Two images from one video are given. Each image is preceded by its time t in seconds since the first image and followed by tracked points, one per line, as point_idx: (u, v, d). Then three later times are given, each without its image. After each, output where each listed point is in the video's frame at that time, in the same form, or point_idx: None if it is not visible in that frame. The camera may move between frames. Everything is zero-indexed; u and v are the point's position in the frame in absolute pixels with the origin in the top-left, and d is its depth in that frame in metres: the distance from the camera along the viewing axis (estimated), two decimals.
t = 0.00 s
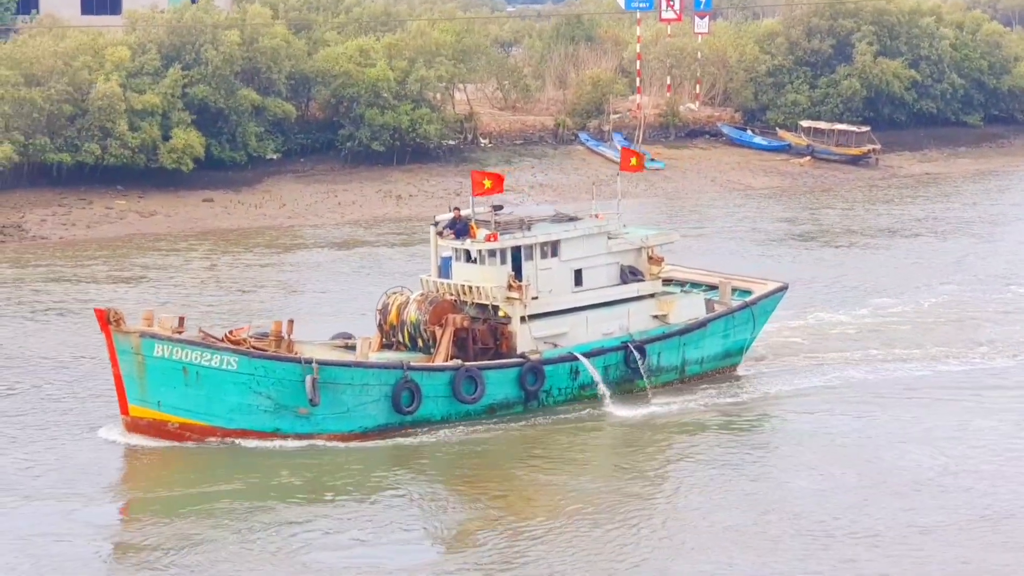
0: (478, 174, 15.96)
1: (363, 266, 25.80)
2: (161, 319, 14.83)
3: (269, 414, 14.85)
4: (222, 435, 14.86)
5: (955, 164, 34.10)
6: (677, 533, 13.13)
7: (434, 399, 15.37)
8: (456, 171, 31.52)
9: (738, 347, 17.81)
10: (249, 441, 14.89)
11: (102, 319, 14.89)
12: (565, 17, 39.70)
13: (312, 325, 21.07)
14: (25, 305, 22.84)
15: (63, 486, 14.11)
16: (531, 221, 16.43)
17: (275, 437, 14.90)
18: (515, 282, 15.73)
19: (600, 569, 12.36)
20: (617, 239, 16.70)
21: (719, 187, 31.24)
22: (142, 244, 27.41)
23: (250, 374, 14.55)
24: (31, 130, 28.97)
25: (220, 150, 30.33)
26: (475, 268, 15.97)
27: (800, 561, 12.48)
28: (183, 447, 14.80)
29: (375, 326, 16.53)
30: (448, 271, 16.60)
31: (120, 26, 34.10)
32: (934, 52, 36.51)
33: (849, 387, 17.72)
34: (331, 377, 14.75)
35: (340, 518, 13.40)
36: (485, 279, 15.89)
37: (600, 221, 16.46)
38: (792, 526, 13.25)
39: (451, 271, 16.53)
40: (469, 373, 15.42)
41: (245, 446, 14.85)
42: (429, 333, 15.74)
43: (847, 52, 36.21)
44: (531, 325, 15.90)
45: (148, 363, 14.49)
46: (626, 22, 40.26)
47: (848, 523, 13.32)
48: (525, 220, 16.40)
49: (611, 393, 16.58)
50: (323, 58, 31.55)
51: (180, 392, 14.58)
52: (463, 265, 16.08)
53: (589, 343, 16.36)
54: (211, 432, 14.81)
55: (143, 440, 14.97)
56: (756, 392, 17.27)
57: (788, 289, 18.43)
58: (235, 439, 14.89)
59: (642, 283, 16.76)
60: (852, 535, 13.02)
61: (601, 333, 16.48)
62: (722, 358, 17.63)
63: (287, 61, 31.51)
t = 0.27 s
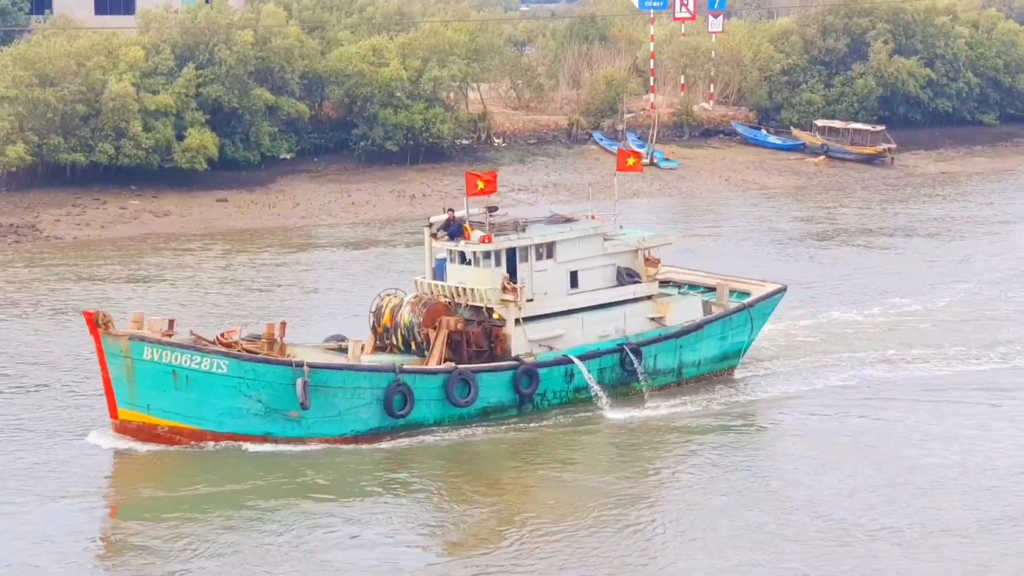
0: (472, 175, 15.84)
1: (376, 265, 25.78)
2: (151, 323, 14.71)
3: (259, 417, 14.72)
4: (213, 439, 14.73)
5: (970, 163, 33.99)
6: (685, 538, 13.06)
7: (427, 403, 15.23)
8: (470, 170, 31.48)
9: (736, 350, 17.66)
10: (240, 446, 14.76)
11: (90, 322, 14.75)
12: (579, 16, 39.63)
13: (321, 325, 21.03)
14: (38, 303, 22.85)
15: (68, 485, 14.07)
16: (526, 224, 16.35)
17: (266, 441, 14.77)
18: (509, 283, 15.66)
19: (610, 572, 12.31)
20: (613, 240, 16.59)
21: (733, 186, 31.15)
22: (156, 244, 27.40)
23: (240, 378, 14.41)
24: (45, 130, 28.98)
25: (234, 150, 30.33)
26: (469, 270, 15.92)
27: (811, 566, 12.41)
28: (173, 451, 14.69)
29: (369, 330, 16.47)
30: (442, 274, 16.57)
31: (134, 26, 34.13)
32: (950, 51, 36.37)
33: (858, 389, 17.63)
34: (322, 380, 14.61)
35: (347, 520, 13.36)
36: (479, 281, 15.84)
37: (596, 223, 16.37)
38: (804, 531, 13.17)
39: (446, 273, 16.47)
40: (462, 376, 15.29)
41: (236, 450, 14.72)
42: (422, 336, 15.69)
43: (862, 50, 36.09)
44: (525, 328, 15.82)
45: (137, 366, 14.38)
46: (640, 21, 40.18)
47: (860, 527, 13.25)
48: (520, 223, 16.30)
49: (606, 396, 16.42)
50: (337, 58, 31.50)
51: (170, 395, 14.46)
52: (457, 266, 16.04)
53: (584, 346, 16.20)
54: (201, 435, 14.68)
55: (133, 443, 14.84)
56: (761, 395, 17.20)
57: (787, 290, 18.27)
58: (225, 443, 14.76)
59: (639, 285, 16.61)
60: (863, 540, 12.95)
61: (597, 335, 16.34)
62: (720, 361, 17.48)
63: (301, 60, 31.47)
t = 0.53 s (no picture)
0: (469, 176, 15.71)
1: (390, 265, 25.73)
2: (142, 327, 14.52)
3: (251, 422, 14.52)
4: (204, 445, 14.52)
5: (986, 160, 33.86)
6: (698, 538, 12.96)
7: (422, 407, 15.06)
8: (483, 170, 31.39)
9: (736, 351, 17.53)
10: (231, 451, 14.55)
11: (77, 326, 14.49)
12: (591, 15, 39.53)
13: (330, 326, 20.96)
14: (50, 305, 22.81)
15: (74, 487, 14.01)
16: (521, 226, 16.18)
17: (258, 446, 14.57)
18: (506, 285, 15.46)
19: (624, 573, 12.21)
20: (611, 241, 16.41)
21: (747, 184, 31.03)
22: (169, 245, 27.36)
23: (232, 382, 14.20)
24: (57, 132, 28.93)
25: (246, 151, 30.28)
26: (465, 272, 15.71)
27: (826, 566, 12.30)
28: (165, 457, 14.47)
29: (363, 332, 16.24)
30: (437, 276, 16.33)
31: (145, 28, 34.13)
32: (964, 48, 36.30)
33: (868, 388, 17.52)
34: (315, 385, 14.42)
35: (356, 522, 13.28)
36: (476, 283, 15.62)
37: (594, 224, 16.19)
38: (818, 531, 13.06)
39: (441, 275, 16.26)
40: (458, 380, 15.12)
41: (227, 455, 14.52)
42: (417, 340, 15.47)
43: (876, 47, 35.93)
44: (521, 330, 15.66)
45: (127, 372, 14.13)
46: (653, 20, 40.08)
47: (875, 527, 13.14)
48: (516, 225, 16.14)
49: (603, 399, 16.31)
50: (349, 58, 31.44)
51: (161, 401, 14.23)
52: (453, 269, 15.81)
53: (581, 349, 16.10)
54: (192, 441, 14.47)
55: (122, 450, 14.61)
56: (770, 395, 17.12)
57: (787, 290, 18.15)
58: (216, 448, 14.55)
59: (637, 287, 16.47)
60: (879, 539, 12.85)
61: (594, 338, 16.22)
62: (720, 362, 17.36)
63: (312, 61, 31.44)
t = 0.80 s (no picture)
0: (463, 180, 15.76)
1: (404, 267, 25.78)
2: (133, 334, 14.48)
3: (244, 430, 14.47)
4: (197, 452, 14.47)
5: (999, 157, 33.82)
6: (709, 539, 12.96)
7: (416, 413, 15.01)
8: (496, 171, 31.43)
9: (736, 354, 17.44)
10: (224, 458, 14.50)
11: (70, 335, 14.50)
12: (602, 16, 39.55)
13: (341, 327, 21.00)
14: (63, 308, 22.88)
15: (83, 490, 14.04)
16: (517, 230, 16.22)
17: (251, 453, 14.52)
18: (500, 289, 15.48)
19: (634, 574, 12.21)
20: (608, 244, 16.38)
21: (760, 184, 31.02)
22: (182, 249, 27.43)
23: (224, 390, 14.17)
24: (71, 137, 29.02)
25: (259, 154, 30.37)
26: (460, 276, 15.76)
27: (835, 567, 12.29)
28: (157, 465, 14.42)
29: (360, 337, 16.31)
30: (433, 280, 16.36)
31: (158, 32, 34.24)
32: (976, 46, 36.28)
33: (876, 387, 17.51)
34: (308, 391, 14.37)
35: (367, 522, 13.32)
36: (470, 287, 15.66)
37: (590, 227, 16.19)
38: (826, 531, 13.05)
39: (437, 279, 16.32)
40: (452, 385, 15.07)
41: (221, 463, 14.46)
42: (412, 344, 15.47)
43: (889, 46, 35.89)
44: (516, 334, 15.62)
45: (119, 379, 14.12)
46: (664, 20, 40.10)
47: (887, 527, 13.13)
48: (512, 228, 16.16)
49: (599, 403, 16.23)
50: (360, 61, 31.46)
51: (153, 408, 14.21)
52: (448, 272, 15.88)
53: (578, 352, 16.02)
54: (184, 448, 14.42)
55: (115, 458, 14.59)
56: (776, 396, 17.10)
57: (785, 291, 18.09)
58: (210, 456, 14.49)
59: (634, 290, 16.42)
60: (888, 540, 12.83)
61: (591, 341, 16.16)
62: (719, 365, 17.27)
63: (324, 63, 31.50)
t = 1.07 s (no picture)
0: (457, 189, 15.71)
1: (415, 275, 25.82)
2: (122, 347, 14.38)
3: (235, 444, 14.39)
4: (188, 467, 14.37)
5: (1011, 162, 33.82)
6: (718, 550, 12.94)
7: (409, 425, 14.99)
8: (507, 179, 31.46)
9: (732, 363, 17.47)
10: (215, 473, 14.41)
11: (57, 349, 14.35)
12: (611, 23, 39.57)
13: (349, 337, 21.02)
14: (74, 319, 22.92)
15: (87, 501, 14.05)
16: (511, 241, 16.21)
17: (242, 467, 14.45)
18: (494, 300, 15.41)
19: None
20: (603, 254, 16.37)
21: (771, 189, 31.02)
22: (192, 259, 27.47)
23: (215, 404, 14.10)
24: (82, 148, 29.07)
25: (270, 164, 30.46)
26: (454, 286, 15.67)
27: None
28: (148, 480, 14.33)
29: (353, 349, 16.34)
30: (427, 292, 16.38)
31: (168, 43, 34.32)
32: (986, 51, 36.29)
33: (882, 395, 17.51)
34: (300, 405, 14.33)
35: (374, 534, 13.34)
36: (464, 298, 15.55)
37: (584, 237, 16.19)
38: (831, 544, 13.03)
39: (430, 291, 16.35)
40: (445, 397, 15.06)
41: (212, 477, 14.38)
42: (406, 356, 15.50)
43: (899, 51, 35.89)
44: (510, 346, 15.61)
45: (108, 394, 14.00)
46: (673, 27, 40.12)
47: (897, 538, 13.12)
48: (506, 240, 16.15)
49: (595, 413, 16.20)
50: (370, 71, 31.46)
51: (143, 423, 14.10)
52: (442, 283, 15.79)
53: (573, 362, 15.98)
54: (175, 463, 14.33)
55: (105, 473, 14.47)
56: (781, 405, 17.07)
57: (781, 300, 18.10)
58: (200, 471, 14.40)
59: (630, 300, 16.43)
60: (895, 552, 12.81)
61: (587, 351, 16.13)
62: (715, 375, 17.30)
63: (334, 73, 31.54)
